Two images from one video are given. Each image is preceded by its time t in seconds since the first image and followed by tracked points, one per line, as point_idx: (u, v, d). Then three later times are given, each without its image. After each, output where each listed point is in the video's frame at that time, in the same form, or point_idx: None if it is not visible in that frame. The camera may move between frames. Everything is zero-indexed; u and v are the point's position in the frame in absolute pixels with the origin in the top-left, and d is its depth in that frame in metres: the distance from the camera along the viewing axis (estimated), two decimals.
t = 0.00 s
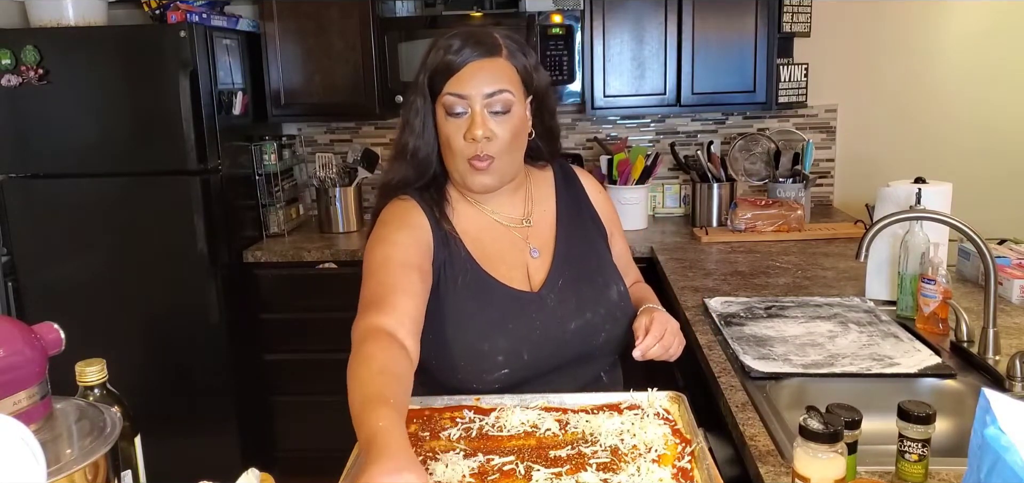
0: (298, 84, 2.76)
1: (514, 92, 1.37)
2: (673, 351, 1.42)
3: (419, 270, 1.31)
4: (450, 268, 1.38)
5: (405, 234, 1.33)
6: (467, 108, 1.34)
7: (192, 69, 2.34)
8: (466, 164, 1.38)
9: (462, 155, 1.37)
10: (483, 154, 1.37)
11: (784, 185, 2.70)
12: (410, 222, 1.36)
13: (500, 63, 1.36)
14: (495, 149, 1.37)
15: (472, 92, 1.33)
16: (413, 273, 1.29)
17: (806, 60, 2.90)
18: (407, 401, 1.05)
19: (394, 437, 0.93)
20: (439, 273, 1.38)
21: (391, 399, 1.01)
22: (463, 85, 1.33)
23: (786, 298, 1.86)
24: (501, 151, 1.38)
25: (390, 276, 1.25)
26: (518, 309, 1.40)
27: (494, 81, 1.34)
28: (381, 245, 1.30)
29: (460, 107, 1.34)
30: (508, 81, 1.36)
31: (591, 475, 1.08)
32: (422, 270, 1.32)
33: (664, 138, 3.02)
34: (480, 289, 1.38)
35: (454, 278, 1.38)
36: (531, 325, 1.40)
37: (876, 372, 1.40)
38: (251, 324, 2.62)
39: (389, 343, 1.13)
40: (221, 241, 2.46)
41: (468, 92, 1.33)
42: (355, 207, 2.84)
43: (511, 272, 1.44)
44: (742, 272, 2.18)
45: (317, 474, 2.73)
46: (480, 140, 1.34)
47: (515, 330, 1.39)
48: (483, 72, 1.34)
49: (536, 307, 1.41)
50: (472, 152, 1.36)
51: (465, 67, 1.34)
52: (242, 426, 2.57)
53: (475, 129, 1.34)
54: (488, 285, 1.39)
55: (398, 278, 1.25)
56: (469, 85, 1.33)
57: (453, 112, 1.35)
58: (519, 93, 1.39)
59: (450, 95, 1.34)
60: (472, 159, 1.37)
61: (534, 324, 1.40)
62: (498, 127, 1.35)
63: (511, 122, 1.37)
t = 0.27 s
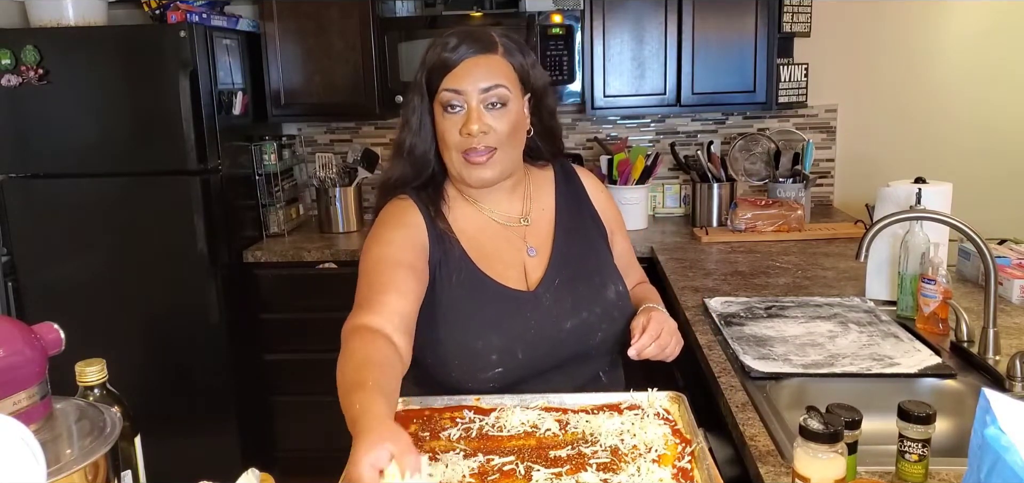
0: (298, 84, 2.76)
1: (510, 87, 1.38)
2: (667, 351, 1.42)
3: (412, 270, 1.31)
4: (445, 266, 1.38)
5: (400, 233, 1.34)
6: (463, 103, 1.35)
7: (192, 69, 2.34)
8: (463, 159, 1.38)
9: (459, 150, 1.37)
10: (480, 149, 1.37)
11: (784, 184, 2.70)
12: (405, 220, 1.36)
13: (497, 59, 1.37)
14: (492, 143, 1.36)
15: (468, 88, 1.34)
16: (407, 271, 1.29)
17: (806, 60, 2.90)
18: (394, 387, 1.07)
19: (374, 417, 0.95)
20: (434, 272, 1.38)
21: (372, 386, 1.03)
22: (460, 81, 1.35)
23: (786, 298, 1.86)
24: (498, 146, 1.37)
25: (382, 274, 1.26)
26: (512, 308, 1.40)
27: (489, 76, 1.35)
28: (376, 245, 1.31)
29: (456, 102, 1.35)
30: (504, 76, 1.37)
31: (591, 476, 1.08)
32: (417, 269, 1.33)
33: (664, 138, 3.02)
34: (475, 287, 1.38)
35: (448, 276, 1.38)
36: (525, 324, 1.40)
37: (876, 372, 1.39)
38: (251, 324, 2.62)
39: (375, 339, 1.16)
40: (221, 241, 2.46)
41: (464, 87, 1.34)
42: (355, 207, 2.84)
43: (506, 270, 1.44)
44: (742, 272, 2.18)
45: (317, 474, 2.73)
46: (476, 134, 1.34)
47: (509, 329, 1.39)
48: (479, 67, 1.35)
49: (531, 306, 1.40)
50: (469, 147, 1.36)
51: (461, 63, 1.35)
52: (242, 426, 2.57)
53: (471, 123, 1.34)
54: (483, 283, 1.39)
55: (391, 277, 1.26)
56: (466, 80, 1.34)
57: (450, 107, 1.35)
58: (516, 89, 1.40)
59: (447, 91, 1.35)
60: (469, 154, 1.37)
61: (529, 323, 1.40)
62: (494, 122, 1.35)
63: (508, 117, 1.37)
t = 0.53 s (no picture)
0: (298, 84, 2.76)
1: (530, 105, 1.37)
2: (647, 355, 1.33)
3: (404, 266, 1.35)
4: (439, 263, 1.41)
5: (395, 231, 1.37)
6: (484, 123, 1.34)
7: (192, 69, 2.34)
8: (480, 175, 1.38)
9: (476, 167, 1.37)
10: (499, 167, 1.37)
11: (784, 184, 2.70)
12: (403, 219, 1.40)
13: (517, 76, 1.35)
14: (510, 162, 1.36)
15: (489, 108, 1.33)
16: (398, 267, 1.34)
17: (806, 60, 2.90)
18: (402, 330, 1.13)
19: (406, 343, 1.00)
20: (430, 267, 1.41)
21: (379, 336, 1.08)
22: (481, 99, 1.33)
23: (786, 298, 1.86)
24: (516, 164, 1.38)
25: (373, 271, 1.31)
26: (505, 304, 1.41)
27: (510, 97, 1.33)
28: (372, 244, 1.35)
29: (477, 122, 1.34)
30: (524, 94, 1.36)
31: (591, 476, 1.08)
32: (410, 265, 1.37)
33: (664, 138, 3.02)
34: (468, 282, 1.40)
35: (441, 271, 1.40)
36: (517, 322, 1.40)
37: (876, 372, 1.39)
38: (251, 324, 2.62)
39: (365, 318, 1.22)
40: (221, 242, 2.46)
41: (485, 107, 1.33)
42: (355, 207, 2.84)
43: (503, 267, 1.44)
44: (742, 272, 2.18)
45: (317, 474, 2.73)
46: (496, 154, 1.34)
47: (501, 324, 1.40)
48: (501, 86, 1.33)
49: (524, 303, 1.41)
50: (487, 165, 1.36)
51: (482, 81, 1.33)
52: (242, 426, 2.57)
53: (492, 144, 1.34)
54: (476, 281, 1.40)
55: (382, 274, 1.31)
56: (486, 100, 1.33)
57: (469, 126, 1.34)
58: (534, 105, 1.39)
59: (467, 109, 1.34)
60: (487, 171, 1.37)
61: (521, 319, 1.41)
62: (514, 141, 1.35)
63: (526, 135, 1.37)
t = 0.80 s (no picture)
0: (298, 84, 2.76)
1: (543, 108, 1.35)
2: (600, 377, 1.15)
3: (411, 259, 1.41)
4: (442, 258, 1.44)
5: (402, 225, 1.41)
6: (496, 126, 1.33)
7: (192, 69, 2.34)
8: (492, 176, 1.37)
9: (488, 168, 1.36)
10: (510, 169, 1.36)
11: (784, 184, 2.70)
12: (415, 213, 1.43)
13: (530, 79, 1.34)
14: (521, 165, 1.36)
15: (502, 111, 1.32)
16: (405, 260, 1.40)
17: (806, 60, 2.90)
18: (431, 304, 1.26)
19: (458, 313, 1.14)
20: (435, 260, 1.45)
21: (418, 311, 1.20)
22: (494, 102, 1.32)
23: (786, 298, 1.86)
24: (527, 166, 1.37)
25: (382, 266, 1.38)
26: (502, 302, 1.42)
27: (523, 100, 1.32)
28: (382, 234, 1.41)
29: (490, 124, 1.33)
30: (538, 97, 1.34)
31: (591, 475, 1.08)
32: (419, 257, 1.42)
33: (664, 138, 3.02)
34: (468, 278, 1.42)
35: (441, 263, 1.43)
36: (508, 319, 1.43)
37: (876, 372, 1.40)
38: (251, 324, 2.62)
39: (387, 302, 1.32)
40: (222, 242, 2.46)
41: (498, 110, 1.32)
42: (355, 207, 2.84)
43: (505, 264, 1.45)
44: (743, 272, 2.18)
45: (317, 474, 2.73)
46: (508, 157, 1.33)
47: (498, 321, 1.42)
48: (514, 89, 1.32)
49: (519, 301, 1.43)
50: (499, 167, 1.36)
51: (496, 84, 1.32)
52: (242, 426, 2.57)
53: (504, 146, 1.33)
54: (476, 278, 1.42)
55: (391, 265, 1.38)
56: (499, 103, 1.32)
57: (482, 128, 1.34)
58: (547, 107, 1.37)
59: (480, 111, 1.33)
60: (498, 173, 1.36)
61: (514, 316, 1.43)
62: (525, 144, 1.34)
63: (538, 138, 1.36)
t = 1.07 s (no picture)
0: (298, 84, 2.76)
1: (545, 110, 1.35)
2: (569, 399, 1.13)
3: (414, 254, 1.42)
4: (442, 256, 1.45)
5: (406, 221, 1.43)
6: (498, 128, 1.33)
7: (192, 68, 2.34)
8: (493, 177, 1.38)
9: (490, 170, 1.37)
10: (511, 171, 1.36)
11: (784, 184, 2.70)
12: (419, 209, 1.45)
13: (533, 81, 1.33)
14: (522, 167, 1.36)
15: (504, 113, 1.32)
16: (408, 255, 1.42)
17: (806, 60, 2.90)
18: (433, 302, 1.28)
19: (448, 311, 1.16)
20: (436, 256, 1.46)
21: (420, 306, 1.22)
22: (496, 104, 1.32)
23: (786, 298, 1.86)
24: (528, 169, 1.37)
25: (387, 261, 1.40)
26: (498, 302, 1.43)
27: (525, 102, 1.32)
28: (387, 230, 1.44)
29: (491, 126, 1.33)
30: (540, 100, 1.34)
31: (590, 475, 1.08)
32: (421, 252, 1.43)
33: (664, 138, 3.02)
34: (466, 278, 1.43)
35: (440, 260, 1.45)
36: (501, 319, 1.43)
37: (876, 373, 1.40)
38: (251, 324, 2.62)
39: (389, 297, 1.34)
40: (222, 242, 2.46)
41: (500, 112, 1.32)
42: (355, 206, 2.84)
43: (503, 263, 1.46)
44: (742, 272, 2.18)
45: (317, 474, 2.73)
46: (509, 159, 1.33)
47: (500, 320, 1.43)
48: (516, 91, 1.31)
49: (512, 302, 1.43)
50: (499, 168, 1.36)
51: (498, 85, 1.31)
52: (242, 426, 2.57)
53: (505, 148, 1.33)
54: (473, 278, 1.43)
55: (394, 260, 1.41)
56: (501, 105, 1.31)
57: (483, 129, 1.34)
58: (549, 109, 1.37)
59: (481, 113, 1.33)
60: (499, 174, 1.37)
61: (510, 316, 1.44)
62: (526, 146, 1.34)
63: (540, 141, 1.36)
